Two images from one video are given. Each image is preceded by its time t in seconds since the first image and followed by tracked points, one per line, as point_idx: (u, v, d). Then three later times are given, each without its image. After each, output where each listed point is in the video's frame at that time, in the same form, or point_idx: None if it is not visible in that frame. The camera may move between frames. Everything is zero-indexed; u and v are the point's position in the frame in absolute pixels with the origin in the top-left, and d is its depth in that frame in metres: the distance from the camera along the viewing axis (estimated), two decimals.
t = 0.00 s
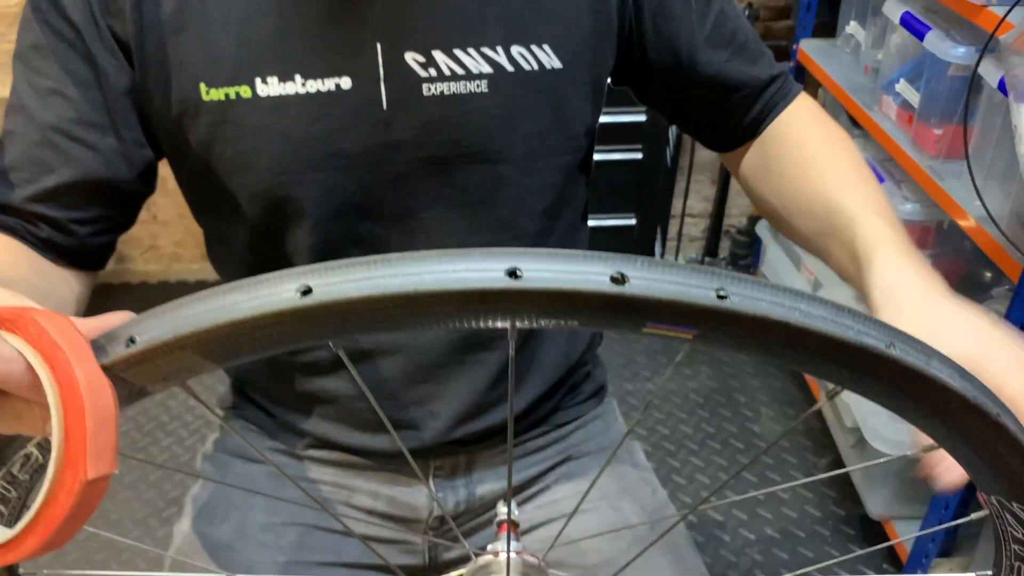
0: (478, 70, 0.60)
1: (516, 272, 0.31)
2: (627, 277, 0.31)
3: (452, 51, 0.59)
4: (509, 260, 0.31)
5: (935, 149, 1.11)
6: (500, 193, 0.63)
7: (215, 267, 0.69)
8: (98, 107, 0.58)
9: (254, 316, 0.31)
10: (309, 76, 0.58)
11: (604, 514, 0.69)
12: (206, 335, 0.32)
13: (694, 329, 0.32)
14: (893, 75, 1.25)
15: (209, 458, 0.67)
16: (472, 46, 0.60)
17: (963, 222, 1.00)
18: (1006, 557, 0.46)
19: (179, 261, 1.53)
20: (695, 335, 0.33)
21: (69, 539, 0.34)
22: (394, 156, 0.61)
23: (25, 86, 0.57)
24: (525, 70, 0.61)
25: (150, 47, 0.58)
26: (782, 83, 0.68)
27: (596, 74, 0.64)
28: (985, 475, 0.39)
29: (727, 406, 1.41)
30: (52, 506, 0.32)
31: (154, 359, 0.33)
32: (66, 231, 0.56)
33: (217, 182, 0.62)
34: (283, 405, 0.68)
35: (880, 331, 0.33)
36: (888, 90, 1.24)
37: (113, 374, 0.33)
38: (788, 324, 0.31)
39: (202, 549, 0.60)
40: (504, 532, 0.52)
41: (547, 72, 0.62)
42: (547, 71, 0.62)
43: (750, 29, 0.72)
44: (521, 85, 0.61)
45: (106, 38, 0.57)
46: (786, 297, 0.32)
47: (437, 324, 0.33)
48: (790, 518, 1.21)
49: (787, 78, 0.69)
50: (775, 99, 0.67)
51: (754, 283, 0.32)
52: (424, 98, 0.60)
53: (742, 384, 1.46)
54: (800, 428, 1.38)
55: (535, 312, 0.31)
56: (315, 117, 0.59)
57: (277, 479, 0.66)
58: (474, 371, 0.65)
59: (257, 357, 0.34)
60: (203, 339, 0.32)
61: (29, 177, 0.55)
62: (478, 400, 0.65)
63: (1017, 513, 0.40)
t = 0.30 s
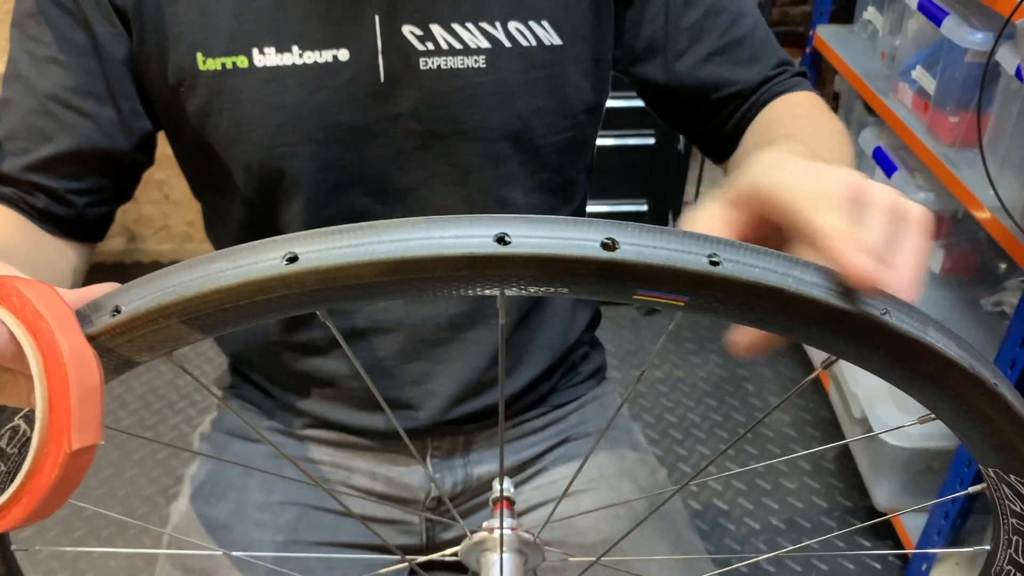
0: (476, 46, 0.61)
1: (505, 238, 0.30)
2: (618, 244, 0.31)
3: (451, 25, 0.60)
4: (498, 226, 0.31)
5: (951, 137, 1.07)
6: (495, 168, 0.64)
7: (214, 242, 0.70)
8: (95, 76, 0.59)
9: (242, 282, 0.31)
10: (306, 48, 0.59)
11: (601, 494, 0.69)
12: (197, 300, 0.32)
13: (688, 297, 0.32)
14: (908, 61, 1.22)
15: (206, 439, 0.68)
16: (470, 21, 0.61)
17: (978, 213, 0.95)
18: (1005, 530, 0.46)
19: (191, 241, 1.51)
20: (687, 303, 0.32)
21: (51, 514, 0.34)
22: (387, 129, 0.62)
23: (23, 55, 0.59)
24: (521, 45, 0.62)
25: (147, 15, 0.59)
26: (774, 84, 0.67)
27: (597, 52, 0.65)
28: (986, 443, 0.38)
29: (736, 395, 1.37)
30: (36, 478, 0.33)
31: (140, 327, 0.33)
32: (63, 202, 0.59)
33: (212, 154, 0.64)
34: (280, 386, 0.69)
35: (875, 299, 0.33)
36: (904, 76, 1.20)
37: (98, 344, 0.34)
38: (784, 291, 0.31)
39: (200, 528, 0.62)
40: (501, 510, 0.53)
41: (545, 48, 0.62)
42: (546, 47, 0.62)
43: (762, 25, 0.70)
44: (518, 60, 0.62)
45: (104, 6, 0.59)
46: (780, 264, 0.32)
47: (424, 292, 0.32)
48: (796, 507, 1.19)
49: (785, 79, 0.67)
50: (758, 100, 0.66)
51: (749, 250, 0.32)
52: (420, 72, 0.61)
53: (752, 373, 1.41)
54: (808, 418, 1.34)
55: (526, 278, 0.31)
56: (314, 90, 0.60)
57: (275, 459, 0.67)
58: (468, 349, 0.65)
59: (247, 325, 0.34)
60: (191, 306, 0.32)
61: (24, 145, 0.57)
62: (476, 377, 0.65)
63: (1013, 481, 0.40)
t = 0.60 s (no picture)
0: (475, 42, 0.61)
1: (474, 239, 0.31)
2: (584, 247, 0.32)
3: (449, 21, 0.60)
4: (468, 228, 0.32)
5: (966, 130, 1.03)
6: (495, 164, 0.64)
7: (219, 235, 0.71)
8: (98, 70, 0.60)
9: (220, 279, 0.32)
10: (306, 44, 0.59)
11: (602, 488, 0.69)
12: (176, 296, 0.33)
13: (656, 300, 0.33)
14: (923, 54, 1.18)
15: (212, 427, 0.70)
16: (469, 16, 0.61)
17: (991, 207, 0.91)
18: (994, 536, 0.46)
19: (206, 232, 1.52)
20: (655, 306, 0.34)
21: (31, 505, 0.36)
22: (386, 124, 0.62)
23: (28, 49, 0.60)
24: (521, 42, 0.62)
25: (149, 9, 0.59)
26: (763, 87, 0.67)
27: (600, 48, 0.65)
28: (963, 440, 0.40)
29: (748, 388, 1.34)
30: (12, 471, 0.34)
31: (115, 322, 0.35)
32: (66, 193, 0.60)
33: (215, 147, 0.64)
34: (284, 378, 0.70)
35: (850, 303, 0.34)
36: (919, 68, 1.17)
37: (76, 338, 0.35)
38: (751, 294, 0.32)
39: (202, 516, 0.63)
40: (493, 506, 0.53)
41: (544, 43, 0.62)
42: (545, 43, 0.62)
43: (754, 26, 0.71)
44: (518, 56, 0.62)
45: (106, 1, 0.60)
46: (748, 268, 0.33)
47: (400, 295, 0.34)
48: (806, 503, 1.18)
49: (775, 78, 0.68)
50: (747, 103, 0.67)
51: (714, 253, 0.33)
52: (419, 68, 0.61)
53: (765, 366, 1.38)
54: (822, 413, 1.31)
55: (495, 278, 0.32)
56: (313, 86, 0.60)
57: (278, 448, 0.68)
58: (466, 344, 0.65)
59: (226, 321, 0.35)
60: (174, 303, 0.34)
61: (29, 138, 0.59)
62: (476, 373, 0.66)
63: (997, 486, 0.42)
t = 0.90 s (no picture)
0: (484, 37, 0.62)
1: (479, 238, 0.32)
2: (588, 246, 0.33)
3: (458, 16, 0.61)
4: (472, 226, 0.32)
5: (978, 124, 1.02)
6: (504, 158, 0.65)
7: (234, 231, 0.72)
8: (114, 70, 0.61)
9: (231, 276, 0.33)
10: (317, 40, 0.60)
11: (609, 481, 0.70)
12: (187, 293, 0.34)
13: (658, 298, 0.34)
14: (935, 47, 1.17)
15: (226, 420, 0.71)
16: (479, 12, 0.61)
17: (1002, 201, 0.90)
18: (996, 532, 0.47)
19: (219, 228, 1.53)
20: (658, 303, 0.34)
21: (52, 494, 0.37)
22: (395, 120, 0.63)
23: (46, 50, 0.61)
24: (530, 36, 0.62)
25: (164, 8, 0.60)
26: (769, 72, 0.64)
27: (607, 43, 0.65)
28: (961, 433, 0.40)
29: (758, 382, 1.35)
30: (33, 462, 0.35)
31: (129, 317, 0.36)
32: (85, 192, 0.61)
33: (230, 145, 0.65)
34: (296, 370, 0.71)
35: (851, 302, 0.34)
36: (931, 62, 1.16)
37: (92, 333, 0.36)
38: (753, 293, 0.33)
39: (216, 508, 0.64)
40: (501, 499, 0.55)
41: (553, 38, 0.63)
42: (554, 37, 0.63)
43: (766, 11, 0.68)
44: (528, 50, 0.63)
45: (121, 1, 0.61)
46: (750, 266, 0.34)
47: (407, 291, 0.35)
48: (817, 498, 1.18)
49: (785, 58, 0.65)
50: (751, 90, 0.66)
51: (716, 251, 0.34)
52: (428, 63, 0.61)
53: (777, 361, 1.38)
54: (832, 407, 1.31)
55: (500, 276, 0.33)
56: (325, 82, 0.61)
57: (290, 441, 0.69)
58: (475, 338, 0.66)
59: (238, 316, 0.36)
60: (185, 299, 0.34)
61: (48, 137, 0.60)
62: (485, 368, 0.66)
63: (996, 481, 0.42)
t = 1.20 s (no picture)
0: (491, 32, 0.62)
1: (480, 231, 0.33)
2: (588, 239, 0.33)
3: (465, 13, 0.61)
4: (474, 220, 0.33)
5: (984, 118, 1.02)
6: (511, 153, 0.65)
7: (241, 227, 0.72)
8: (124, 67, 0.62)
9: (235, 270, 0.34)
10: (326, 37, 0.61)
11: (616, 475, 0.70)
12: (192, 287, 0.35)
13: (657, 290, 0.34)
14: (941, 42, 1.17)
15: (233, 414, 0.71)
16: (486, 8, 0.61)
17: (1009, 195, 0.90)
18: (999, 525, 0.47)
19: (225, 224, 1.54)
20: (658, 296, 0.34)
21: (56, 484, 0.37)
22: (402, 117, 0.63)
23: (55, 46, 0.62)
24: (537, 32, 0.63)
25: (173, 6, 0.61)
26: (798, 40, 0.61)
27: (613, 39, 0.66)
28: (963, 425, 0.40)
29: (763, 377, 1.35)
30: (38, 451, 0.35)
31: (136, 311, 0.36)
32: (94, 187, 0.61)
33: (238, 140, 0.65)
34: (303, 364, 0.72)
35: (851, 294, 0.35)
36: (937, 57, 1.16)
37: (100, 326, 0.36)
38: (751, 285, 0.33)
39: (224, 503, 0.65)
40: (506, 492, 0.55)
41: (560, 33, 0.63)
42: (560, 33, 0.63)
43: None
44: (534, 45, 0.63)
45: None
46: (750, 259, 0.34)
47: (409, 284, 0.35)
48: (822, 493, 1.18)
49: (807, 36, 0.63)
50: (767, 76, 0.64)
51: (716, 244, 0.34)
52: (435, 59, 0.62)
53: (781, 356, 1.38)
54: (837, 401, 1.31)
55: (501, 269, 0.33)
56: (333, 78, 0.61)
57: (298, 435, 0.69)
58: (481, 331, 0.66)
59: (243, 310, 0.36)
60: (191, 292, 0.35)
61: (58, 134, 0.60)
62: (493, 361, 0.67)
63: (998, 473, 0.43)
